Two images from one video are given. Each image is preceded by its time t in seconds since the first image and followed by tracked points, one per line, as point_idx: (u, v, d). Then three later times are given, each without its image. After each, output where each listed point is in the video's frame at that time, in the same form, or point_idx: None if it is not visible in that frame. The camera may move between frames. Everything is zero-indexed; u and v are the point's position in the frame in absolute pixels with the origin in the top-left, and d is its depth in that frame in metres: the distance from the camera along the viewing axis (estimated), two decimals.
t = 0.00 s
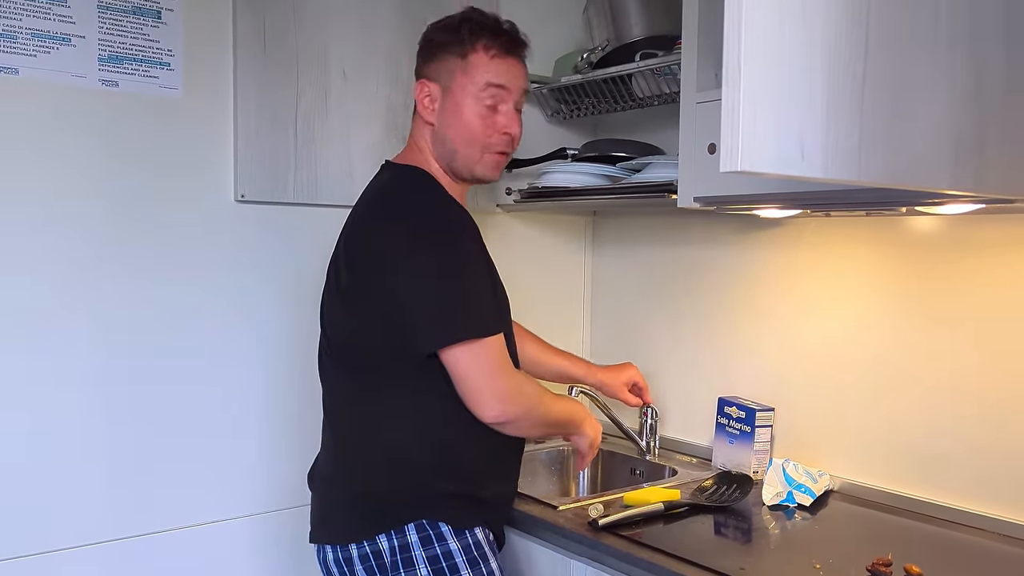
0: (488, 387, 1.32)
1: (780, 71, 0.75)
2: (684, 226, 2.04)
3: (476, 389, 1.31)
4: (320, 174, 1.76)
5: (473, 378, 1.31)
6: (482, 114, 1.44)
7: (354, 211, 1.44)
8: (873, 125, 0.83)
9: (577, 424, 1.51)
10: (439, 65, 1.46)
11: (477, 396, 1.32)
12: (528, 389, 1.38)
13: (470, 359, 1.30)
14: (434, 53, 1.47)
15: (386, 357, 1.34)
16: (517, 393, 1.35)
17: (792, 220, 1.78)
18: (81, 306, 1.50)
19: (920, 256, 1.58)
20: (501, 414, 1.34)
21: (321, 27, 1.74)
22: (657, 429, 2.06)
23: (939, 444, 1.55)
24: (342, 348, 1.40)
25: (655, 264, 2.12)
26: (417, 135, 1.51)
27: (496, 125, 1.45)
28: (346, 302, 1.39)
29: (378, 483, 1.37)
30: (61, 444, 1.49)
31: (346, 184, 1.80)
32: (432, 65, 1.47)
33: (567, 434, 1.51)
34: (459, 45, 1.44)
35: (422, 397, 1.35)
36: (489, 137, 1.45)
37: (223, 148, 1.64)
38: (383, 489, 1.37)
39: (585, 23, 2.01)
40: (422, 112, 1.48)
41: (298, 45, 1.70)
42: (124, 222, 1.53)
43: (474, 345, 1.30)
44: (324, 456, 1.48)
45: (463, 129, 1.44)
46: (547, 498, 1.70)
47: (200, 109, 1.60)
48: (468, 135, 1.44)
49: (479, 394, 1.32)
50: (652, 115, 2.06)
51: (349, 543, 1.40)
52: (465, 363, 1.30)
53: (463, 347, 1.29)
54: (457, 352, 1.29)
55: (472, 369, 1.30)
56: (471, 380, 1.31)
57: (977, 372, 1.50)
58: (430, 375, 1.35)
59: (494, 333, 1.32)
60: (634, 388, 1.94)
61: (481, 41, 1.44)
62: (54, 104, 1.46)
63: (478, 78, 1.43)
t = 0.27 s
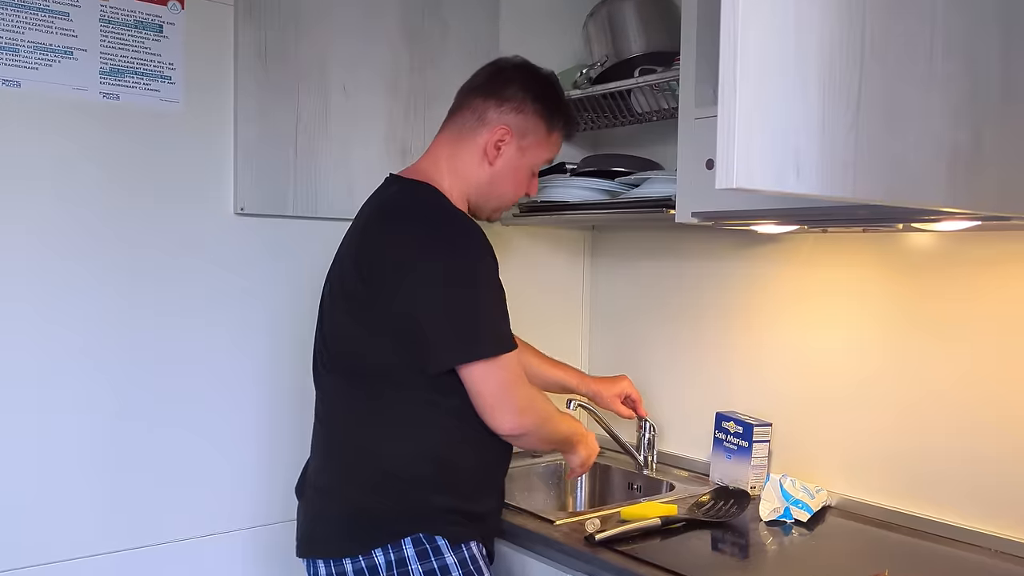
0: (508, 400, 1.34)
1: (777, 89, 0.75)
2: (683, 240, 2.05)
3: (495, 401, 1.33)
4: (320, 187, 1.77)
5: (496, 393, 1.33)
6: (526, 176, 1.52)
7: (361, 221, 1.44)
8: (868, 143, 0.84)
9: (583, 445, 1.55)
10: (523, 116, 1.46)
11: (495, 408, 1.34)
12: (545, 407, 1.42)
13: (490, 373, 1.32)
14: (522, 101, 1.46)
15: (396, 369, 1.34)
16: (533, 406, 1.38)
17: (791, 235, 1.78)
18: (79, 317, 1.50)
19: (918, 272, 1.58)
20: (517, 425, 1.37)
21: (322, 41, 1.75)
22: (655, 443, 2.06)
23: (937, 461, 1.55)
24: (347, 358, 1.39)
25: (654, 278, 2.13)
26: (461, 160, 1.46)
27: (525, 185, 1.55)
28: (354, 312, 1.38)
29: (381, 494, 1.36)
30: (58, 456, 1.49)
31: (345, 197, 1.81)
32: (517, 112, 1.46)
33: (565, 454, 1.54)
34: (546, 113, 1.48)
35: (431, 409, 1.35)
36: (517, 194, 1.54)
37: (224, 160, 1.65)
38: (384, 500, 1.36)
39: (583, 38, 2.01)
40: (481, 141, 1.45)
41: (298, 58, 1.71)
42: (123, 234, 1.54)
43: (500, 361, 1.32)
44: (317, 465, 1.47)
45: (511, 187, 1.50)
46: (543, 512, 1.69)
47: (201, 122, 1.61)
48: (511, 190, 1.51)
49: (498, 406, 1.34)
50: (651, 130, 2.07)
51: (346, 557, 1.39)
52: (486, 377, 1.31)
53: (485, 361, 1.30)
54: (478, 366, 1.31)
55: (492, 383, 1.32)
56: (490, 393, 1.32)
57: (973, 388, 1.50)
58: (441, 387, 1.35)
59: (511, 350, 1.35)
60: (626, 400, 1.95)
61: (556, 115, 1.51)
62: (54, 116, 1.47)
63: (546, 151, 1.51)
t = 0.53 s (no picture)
0: (530, 406, 1.40)
1: (777, 100, 0.76)
2: (683, 250, 2.06)
3: (517, 407, 1.39)
4: (322, 196, 1.77)
5: (516, 399, 1.38)
6: (533, 196, 1.53)
7: (371, 228, 1.43)
8: (866, 154, 0.85)
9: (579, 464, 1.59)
10: (535, 137, 1.47)
11: (516, 412, 1.40)
12: (557, 420, 1.48)
13: (518, 382, 1.37)
14: (534, 122, 1.48)
15: (410, 379, 1.34)
16: (550, 414, 1.45)
17: (790, 245, 1.79)
18: (80, 325, 1.50)
19: (918, 283, 1.59)
20: (533, 428, 1.43)
21: (325, 51, 1.76)
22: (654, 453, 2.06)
23: (938, 472, 1.55)
24: (356, 366, 1.38)
25: (654, 288, 2.13)
26: (472, 176, 1.46)
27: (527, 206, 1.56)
28: (364, 320, 1.37)
29: (394, 503, 1.36)
30: (59, 463, 1.49)
31: (346, 206, 1.82)
32: (529, 133, 1.47)
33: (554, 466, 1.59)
34: (556, 136, 1.50)
35: (445, 416, 1.37)
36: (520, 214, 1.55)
37: (226, 169, 1.65)
38: (396, 509, 1.37)
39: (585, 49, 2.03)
40: (492, 159, 1.45)
41: (301, 68, 1.72)
42: (125, 242, 1.54)
43: (525, 371, 1.37)
44: (316, 475, 1.45)
45: (519, 206, 1.51)
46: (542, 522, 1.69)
47: (203, 131, 1.62)
48: (517, 209, 1.51)
49: (519, 411, 1.39)
50: (651, 141, 2.08)
51: (354, 567, 1.38)
52: (513, 386, 1.36)
53: (514, 373, 1.35)
54: (504, 377, 1.35)
55: (519, 391, 1.37)
56: (514, 399, 1.38)
57: (971, 398, 1.50)
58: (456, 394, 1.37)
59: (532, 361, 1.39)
60: (626, 410, 1.95)
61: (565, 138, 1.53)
62: (58, 125, 1.47)
63: (554, 172, 1.53)
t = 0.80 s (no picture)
0: (533, 411, 1.42)
1: (779, 106, 0.76)
2: (683, 256, 2.06)
3: (521, 412, 1.40)
4: (323, 202, 1.78)
5: (523, 403, 1.39)
6: (532, 203, 1.53)
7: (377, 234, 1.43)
8: (868, 160, 0.85)
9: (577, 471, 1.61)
10: (530, 143, 1.48)
11: (519, 417, 1.41)
12: (558, 428, 1.49)
13: (524, 387, 1.38)
14: (529, 129, 1.49)
15: (418, 384, 1.34)
16: (552, 419, 1.47)
17: (791, 251, 1.79)
18: (82, 330, 1.50)
19: (919, 290, 1.59)
20: (535, 432, 1.45)
21: (327, 58, 1.76)
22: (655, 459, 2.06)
23: (940, 478, 1.55)
24: (360, 373, 1.37)
25: (655, 294, 2.13)
26: (469, 184, 1.47)
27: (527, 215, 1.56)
28: (369, 326, 1.36)
29: (403, 509, 1.36)
30: (62, 468, 1.49)
31: (348, 212, 1.82)
32: (524, 139, 1.48)
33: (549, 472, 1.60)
34: (552, 142, 1.51)
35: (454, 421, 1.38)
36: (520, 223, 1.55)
37: (227, 174, 1.66)
38: (405, 515, 1.37)
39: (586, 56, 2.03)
40: (489, 166, 1.46)
41: (303, 75, 1.73)
42: (127, 247, 1.55)
43: (531, 375, 1.39)
44: (318, 482, 1.44)
45: (517, 213, 1.51)
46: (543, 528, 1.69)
47: (205, 137, 1.63)
48: (516, 217, 1.51)
49: (522, 415, 1.41)
50: (652, 148, 2.09)
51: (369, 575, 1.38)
52: (518, 391, 1.38)
53: (520, 378, 1.37)
54: (509, 383, 1.37)
55: (524, 397, 1.39)
56: (519, 404, 1.39)
57: (972, 404, 1.51)
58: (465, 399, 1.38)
59: (536, 366, 1.40)
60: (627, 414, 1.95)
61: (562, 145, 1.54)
62: (61, 130, 1.48)
63: (553, 179, 1.53)
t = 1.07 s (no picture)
0: (534, 415, 1.43)
1: (777, 113, 0.77)
2: (683, 260, 2.07)
3: (522, 415, 1.41)
4: (324, 206, 1.78)
5: (524, 408, 1.41)
6: (533, 202, 1.53)
7: (379, 237, 1.43)
8: (865, 166, 0.86)
9: (571, 468, 1.61)
10: (522, 141, 1.48)
11: (519, 420, 1.42)
12: (562, 431, 1.51)
13: (525, 391, 1.40)
14: (521, 127, 1.49)
15: (422, 386, 1.34)
16: (552, 422, 1.48)
17: (790, 255, 1.80)
18: (83, 334, 1.51)
19: (917, 294, 1.60)
20: (535, 436, 1.46)
21: (328, 63, 1.77)
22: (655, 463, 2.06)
23: (939, 482, 1.55)
24: (363, 376, 1.37)
25: (654, 298, 2.14)
26: (465, 186, 1.48)
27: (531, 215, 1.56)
28: (371, 330, 1.37)
29: (406, 511, 1.37)
30: (63, 473, 1.50)
31: (348, 215, 1.83)
32: (517, 138, 1.49)
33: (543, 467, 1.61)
34: (547, 139, 1.50)
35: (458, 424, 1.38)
36: (524, 223, 1.54)
37: (229, 179, 1.66)
38: (409, 517, 1.37)
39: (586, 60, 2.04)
40: (481, 167, 1.48)
41: (304, 80, 1.74)
42: (129, 251, 1.55)
43: (535, 379, 1.40)
44: (320, 485, 1.44)
45: (516, 212, 1.51)
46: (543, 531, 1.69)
47: (207, 142, 1.63)
48: (516, 215, 1.51)
49: (522, 419, 1.42)
50: (651, 152, 2.10)
51: None
52: (519, 395, 1.39)
53: (521, 382, 1.38)
54: (510, 387, 1.38)
55: (525, 401, 1.40)
56: (519, 408, 1.40)
57: (970, 407, 1.51)
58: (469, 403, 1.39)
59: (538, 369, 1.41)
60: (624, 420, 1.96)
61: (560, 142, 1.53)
62: (63, 135, 1.48)
63: (552, 177, 1.52)
